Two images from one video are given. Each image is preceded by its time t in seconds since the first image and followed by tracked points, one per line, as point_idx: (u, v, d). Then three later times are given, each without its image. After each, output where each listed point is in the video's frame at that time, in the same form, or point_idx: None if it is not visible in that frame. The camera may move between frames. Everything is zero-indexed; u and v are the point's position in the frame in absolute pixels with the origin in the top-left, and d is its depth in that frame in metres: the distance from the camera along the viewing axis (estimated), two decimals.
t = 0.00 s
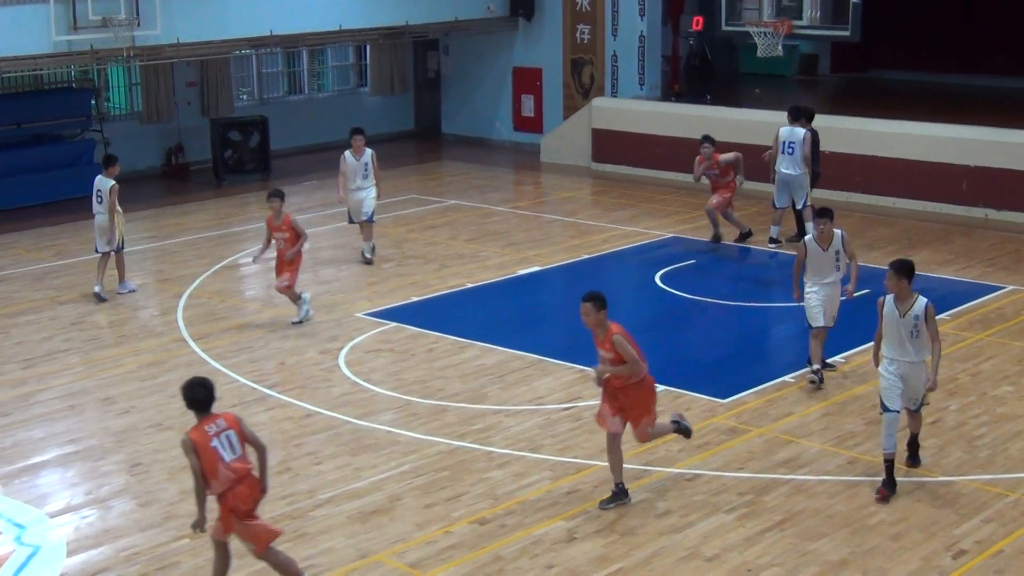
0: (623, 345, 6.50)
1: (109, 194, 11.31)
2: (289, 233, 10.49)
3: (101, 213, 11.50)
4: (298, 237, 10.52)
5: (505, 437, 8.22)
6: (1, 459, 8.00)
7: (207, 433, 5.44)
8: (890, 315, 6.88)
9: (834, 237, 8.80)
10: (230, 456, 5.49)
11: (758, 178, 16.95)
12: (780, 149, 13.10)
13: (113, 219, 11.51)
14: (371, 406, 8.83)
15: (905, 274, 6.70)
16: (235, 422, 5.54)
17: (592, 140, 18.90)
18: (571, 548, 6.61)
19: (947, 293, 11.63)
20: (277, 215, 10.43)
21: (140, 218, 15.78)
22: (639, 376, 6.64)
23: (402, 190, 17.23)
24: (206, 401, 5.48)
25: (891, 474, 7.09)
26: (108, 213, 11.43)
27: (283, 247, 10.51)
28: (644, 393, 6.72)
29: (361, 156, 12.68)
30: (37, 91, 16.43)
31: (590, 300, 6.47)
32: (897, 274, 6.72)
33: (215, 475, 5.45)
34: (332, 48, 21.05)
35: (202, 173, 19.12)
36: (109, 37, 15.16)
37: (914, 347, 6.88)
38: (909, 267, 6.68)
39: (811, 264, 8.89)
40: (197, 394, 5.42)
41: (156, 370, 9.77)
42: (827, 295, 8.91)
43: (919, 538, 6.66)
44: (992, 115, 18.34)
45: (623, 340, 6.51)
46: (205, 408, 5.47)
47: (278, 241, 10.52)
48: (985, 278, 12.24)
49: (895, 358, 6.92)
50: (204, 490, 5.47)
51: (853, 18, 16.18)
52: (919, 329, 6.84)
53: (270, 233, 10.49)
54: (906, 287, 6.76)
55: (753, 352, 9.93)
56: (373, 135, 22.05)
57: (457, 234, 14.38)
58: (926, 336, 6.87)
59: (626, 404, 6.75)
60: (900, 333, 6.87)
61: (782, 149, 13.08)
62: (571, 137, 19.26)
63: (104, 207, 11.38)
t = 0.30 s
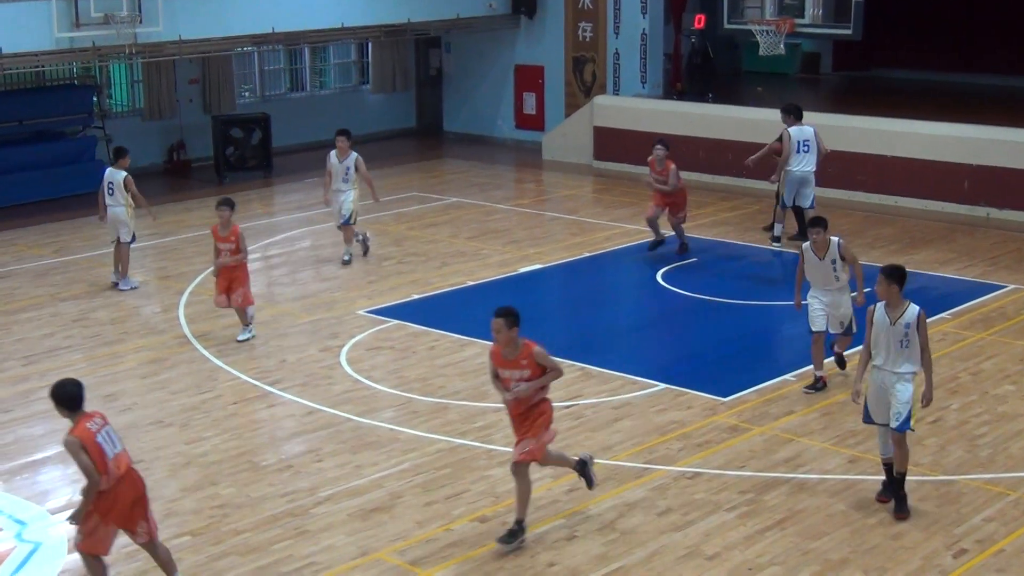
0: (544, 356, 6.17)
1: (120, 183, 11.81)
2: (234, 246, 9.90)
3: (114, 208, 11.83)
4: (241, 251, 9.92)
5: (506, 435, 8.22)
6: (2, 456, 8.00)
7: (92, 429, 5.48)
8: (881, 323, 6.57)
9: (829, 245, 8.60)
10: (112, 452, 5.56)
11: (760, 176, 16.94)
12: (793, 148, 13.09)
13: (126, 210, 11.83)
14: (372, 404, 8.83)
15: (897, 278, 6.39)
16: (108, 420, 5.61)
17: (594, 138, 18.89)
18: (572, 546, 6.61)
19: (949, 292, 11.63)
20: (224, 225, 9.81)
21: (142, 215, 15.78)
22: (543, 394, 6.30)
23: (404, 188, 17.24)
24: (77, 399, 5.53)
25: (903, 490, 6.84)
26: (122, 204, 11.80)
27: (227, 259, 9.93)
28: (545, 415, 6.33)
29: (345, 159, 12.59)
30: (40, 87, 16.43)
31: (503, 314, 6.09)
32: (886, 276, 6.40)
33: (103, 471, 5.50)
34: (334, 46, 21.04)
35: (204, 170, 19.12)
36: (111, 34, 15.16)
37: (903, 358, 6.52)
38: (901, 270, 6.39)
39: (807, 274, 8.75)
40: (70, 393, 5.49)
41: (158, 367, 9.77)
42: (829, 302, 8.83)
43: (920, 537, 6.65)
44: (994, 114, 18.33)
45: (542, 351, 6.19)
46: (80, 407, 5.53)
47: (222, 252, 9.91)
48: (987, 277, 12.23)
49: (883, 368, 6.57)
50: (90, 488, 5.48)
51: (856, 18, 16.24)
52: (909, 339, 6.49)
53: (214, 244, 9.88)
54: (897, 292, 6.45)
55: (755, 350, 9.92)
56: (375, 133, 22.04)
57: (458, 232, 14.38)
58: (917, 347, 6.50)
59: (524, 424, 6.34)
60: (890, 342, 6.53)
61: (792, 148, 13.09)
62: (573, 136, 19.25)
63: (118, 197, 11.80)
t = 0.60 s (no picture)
0: (405, 394, 5.76)
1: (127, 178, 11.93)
2: (165, 255, 9.43)
3: (122, 200, 12.11)
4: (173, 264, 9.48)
5: (505, 436, 8.22)
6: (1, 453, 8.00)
7: None
8: (871, 348, 6.25)
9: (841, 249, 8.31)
10: None
11: (761, 177, 16.93)
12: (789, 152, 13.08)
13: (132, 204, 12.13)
14: (372, 403, 8.83)
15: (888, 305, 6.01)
16: None
17: (595, 139, 18.89)
18: (571, 548, 6.60)
19: (949, 295, 11.62)
20: (156, 236, 9.42)
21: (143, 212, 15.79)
22: (422, 431, 5.92)
23: (405, 188, 17.23)
24: None
25: (885, 523, 6.47)
26: (129, 197, 12.05)
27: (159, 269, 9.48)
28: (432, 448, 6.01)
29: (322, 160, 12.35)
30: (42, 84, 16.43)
31: (373, 338, 5.80)
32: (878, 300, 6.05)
33: None
34: (336, 45, 21.02)
35: (205, 168, 19.12)
36: (113, 32, 15.13)
37: (893, 387, 6.21)
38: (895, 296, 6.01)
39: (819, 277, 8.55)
40: None
41: (158, 365, 9.76)
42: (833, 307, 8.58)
43: (919, 540, 6.65)
44: (996, 117, 18.32)
45: (405, 385, 5.78)
46: None
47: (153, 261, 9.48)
48: (987, 280, 12.22)
49: (871, 397, 6.25)
50: None
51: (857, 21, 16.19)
52: (899, 369, 6.18)
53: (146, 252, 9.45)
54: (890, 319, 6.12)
55: (755, 353, 9.92)
56: (376, 132, 22.04)
57: (459, 232, 14.38)
58: (908, 376, 6.20)
59: (410, 463, 6.00)
60: (880, 370, 6.21)
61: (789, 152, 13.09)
62: (575, 136, 19.24)
63: (125, 192, 11.99)
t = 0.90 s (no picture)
0: (275, 428, 5.41)
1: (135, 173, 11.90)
2: (94, 265, 9.01)
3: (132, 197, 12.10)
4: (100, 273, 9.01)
5: (505, 438, 8.22)
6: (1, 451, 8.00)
7: None
8: (851, 375, 6.01)
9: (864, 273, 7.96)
10: None
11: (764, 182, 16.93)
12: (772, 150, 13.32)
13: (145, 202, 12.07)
14: (373, 404, 8.83)
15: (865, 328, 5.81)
16: None
17: (598, 142, 18.90)
18: (570, 550, 6.60)
19: (950, 302, 11.60)
20: (86, 244, 8.98)
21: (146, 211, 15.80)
22: (279, 474, 5.51)
23: (407, 189, 17.23)
24: None
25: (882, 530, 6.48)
26: (136, 195, 12.01)
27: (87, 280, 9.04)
28: (283, 498, 5.55)
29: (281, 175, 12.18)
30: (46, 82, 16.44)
31: (237, 371, 5.41)
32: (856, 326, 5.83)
33: None
34: (340, 45, 21.03)
35: (208, 167, 19.12)
36: (118, 30, 15.14)
37: (878, 413, 6.00)
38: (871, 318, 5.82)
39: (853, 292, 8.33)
40: None
41: (158, 364, 9.77)
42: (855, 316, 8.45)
43: (919, 546, 6.65)
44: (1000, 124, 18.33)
45: (271, 421, 5.42)
46: None
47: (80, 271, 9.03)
48: (989, 287, 12.22)
49: (856, 426, 6.03)
50: None
51: (860, 26, 16.14)
52: (882, 393, 5.96)
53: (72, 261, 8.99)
54: (868, 343, 5.89)
55: (756, 357, 9.92)
56: (379, 133, 22.07)
57: (462, 234, 14.38)
58: (891, 400, 5.98)
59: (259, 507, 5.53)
60: (863, 397, 5.99)
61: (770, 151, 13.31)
62: (578, 139, 19.25)
63: (131, 189, 11.97)
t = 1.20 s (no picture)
0: (95, 476, 5.02)
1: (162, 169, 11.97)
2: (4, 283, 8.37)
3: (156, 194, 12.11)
4: (17, 289, 8.45)
5: (508, 438, 8.21)
6: (5, 451, 8.00)
7: None
8: (823, 389, 5.81)
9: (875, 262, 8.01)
10: None
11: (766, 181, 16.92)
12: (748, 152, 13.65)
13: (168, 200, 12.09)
14: (376, 404, 8.83)
15: (832, 339, 5.66)
16: None
17: (600, 142, 18.89)
18: (573, 550, 6.60)
19: (954, 302, 11.59)
20: None
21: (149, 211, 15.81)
22: (111, 517, 5.13)
23: (409, 189, 17.22)
24: None
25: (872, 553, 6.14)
26: (161, 192, 12.02)
27: None
28: (121, 539, 5.20)
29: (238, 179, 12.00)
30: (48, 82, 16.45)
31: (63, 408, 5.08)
32: (824, 337, 5.68)
33: None
34: (343, 46, 21.04)
35: (210, 168, 19.13)
36: (120, 31, 15.15)
37: (846, 430, 5.75)
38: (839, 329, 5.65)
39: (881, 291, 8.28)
40: None
41: (161, 364, 9.77)
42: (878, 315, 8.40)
43: (922, 546, 6.64)
44: (1004, 124, 18.31)
45: (95, 467, 5.02)
46: None
47: None
48: (992, 287, 12.20)
49: (824, 441, 5.81)
50: None
51: (863, 26, 16.13)
52: (851, 410, 5.72)
53: None
54: (838, 356, 5.69)
55: (758, 357, 9.91)
56: (382, 133, 22.08)
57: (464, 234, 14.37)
58: (863, 418, 5.72)
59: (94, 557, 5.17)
60: (831, 411, 5.77)
61: (746, 152, 13.66)
62: (580, 139, 19.24)
63: (156, 186, 12.01)
